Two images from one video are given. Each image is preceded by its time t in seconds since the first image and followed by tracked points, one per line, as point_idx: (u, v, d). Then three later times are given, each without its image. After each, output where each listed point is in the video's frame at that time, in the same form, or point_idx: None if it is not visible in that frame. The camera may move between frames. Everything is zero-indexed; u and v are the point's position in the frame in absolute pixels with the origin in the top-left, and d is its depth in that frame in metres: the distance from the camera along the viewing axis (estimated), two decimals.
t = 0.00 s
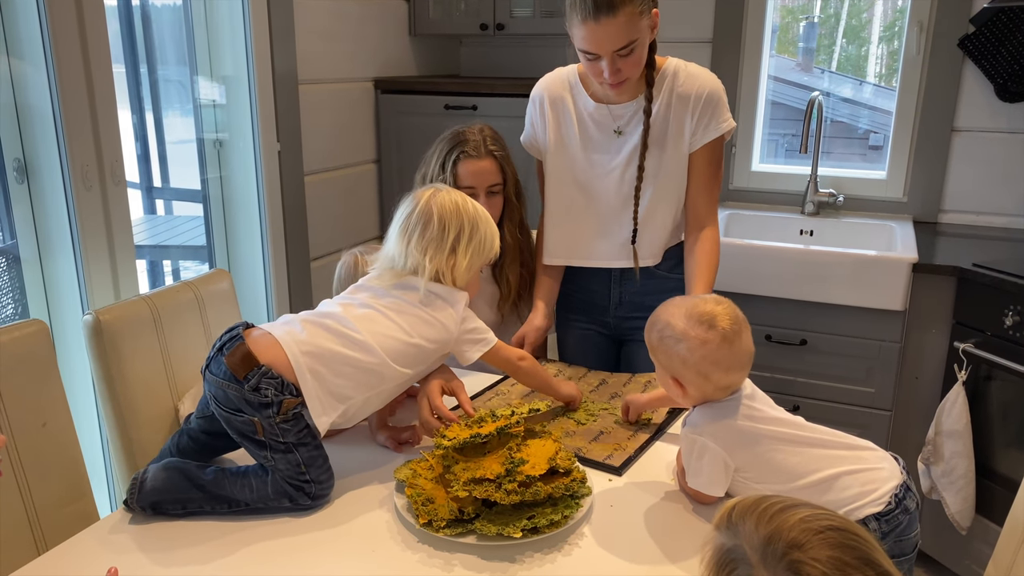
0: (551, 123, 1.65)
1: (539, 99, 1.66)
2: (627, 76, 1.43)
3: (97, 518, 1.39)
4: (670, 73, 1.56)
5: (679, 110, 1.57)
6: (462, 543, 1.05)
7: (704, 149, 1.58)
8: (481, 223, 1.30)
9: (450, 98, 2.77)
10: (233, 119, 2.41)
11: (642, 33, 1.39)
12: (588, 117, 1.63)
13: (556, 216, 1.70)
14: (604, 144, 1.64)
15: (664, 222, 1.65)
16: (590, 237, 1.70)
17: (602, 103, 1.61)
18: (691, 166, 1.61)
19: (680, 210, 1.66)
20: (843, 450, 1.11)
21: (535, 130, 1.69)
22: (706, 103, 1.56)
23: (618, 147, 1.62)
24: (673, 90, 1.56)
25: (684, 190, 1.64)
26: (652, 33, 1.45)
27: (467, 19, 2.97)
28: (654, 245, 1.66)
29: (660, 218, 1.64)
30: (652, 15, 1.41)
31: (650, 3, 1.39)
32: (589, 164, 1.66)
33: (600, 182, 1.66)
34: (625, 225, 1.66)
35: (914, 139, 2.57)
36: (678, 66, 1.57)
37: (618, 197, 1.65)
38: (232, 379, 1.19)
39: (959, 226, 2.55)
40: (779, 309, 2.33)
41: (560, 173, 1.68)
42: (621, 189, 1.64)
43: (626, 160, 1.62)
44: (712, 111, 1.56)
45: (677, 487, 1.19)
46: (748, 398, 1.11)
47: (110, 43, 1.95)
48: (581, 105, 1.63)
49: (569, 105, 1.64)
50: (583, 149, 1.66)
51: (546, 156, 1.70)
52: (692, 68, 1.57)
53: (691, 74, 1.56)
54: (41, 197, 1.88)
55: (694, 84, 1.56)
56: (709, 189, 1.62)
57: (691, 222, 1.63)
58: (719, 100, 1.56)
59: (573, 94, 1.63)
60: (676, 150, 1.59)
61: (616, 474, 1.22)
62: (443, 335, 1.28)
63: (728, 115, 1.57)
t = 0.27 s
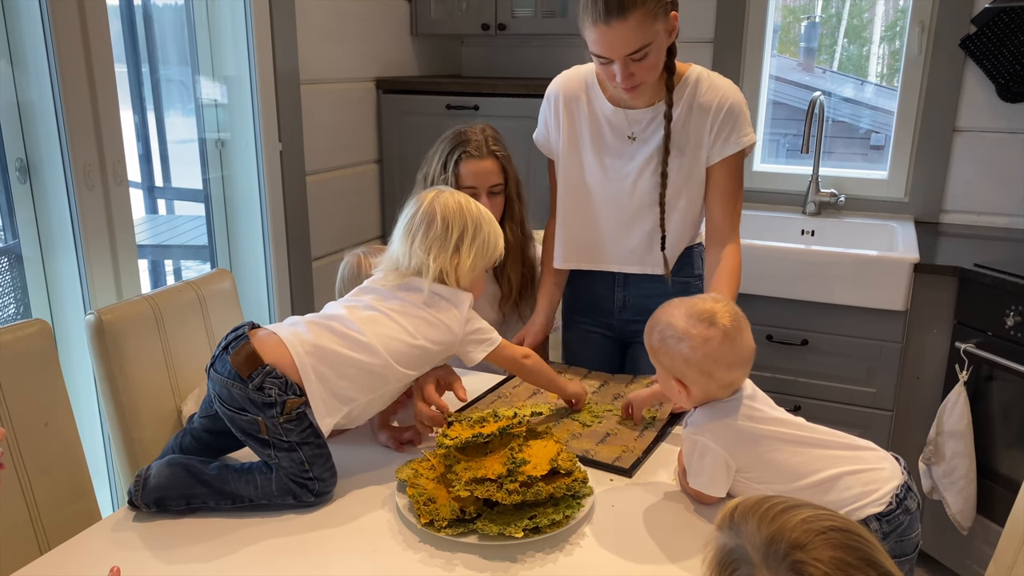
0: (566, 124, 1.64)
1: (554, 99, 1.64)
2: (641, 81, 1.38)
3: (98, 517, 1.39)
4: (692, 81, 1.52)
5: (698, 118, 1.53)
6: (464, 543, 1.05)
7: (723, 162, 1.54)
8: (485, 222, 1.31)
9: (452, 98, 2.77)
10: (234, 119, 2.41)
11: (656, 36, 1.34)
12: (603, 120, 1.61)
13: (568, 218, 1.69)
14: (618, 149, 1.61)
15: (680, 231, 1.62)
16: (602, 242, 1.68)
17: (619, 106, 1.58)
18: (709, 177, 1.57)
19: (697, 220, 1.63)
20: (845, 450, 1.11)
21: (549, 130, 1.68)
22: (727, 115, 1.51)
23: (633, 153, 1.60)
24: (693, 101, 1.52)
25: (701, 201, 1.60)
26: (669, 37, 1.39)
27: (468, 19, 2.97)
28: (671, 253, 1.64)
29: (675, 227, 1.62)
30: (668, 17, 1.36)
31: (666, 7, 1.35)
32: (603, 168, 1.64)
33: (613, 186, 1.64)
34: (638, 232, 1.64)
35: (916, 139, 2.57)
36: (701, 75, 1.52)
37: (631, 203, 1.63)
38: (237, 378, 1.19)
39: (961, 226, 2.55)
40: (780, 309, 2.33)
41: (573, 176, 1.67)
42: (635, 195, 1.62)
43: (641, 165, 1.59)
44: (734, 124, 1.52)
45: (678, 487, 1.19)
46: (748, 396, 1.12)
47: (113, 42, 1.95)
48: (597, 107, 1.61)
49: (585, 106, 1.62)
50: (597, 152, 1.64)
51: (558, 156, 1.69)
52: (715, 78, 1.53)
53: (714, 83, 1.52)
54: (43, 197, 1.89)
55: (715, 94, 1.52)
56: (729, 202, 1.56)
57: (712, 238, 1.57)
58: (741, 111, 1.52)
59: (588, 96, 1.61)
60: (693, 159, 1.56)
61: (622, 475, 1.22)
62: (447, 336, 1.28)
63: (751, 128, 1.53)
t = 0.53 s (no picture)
0: (579, 126, 1.61)
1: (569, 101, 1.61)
2: (655, 91, 1.37)
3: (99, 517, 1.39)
4: (710, 93, 1.49)
5: (714, 131, 1.50)
6: (465, 543, 1.05)
7: (737, 177, 1.52)
8: (489, 224, 1.32)
9: (453, 98, 2.78)
10: (235, 119, 2.41)
11: (671, 46, 1.33)
12: (618, 127, 1.58)
13: (578, 223, 1.67)
14: (632, 157, 1.58)
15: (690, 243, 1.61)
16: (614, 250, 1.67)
17: (634, 112, 1.55)
18: (722, 192, 1.55)
19: (706, 231, 1.62)
20: (846, 450, 1.11)
21: (562, 131, 1.67)
22: (744, 130, 1.48)
23: (646, 161, 1.57)
24: (711, 113, 1.50)
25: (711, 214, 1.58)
26: (686, 47, 1.38)
27: (469, 19, 2.97)
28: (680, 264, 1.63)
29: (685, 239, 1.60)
30: (685, 28, 1.36)
31: (683, 18, 1.34)
32: (614, 174, 1.61)
33: (623, 193, 1.61)
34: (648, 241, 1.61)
35: (917, 139, 2.57)
36: (720, 87, 1.49)
37: (641, 212, 1.60)
38: (238, 383, 1.19)
39: (962, 227, 2.54)
40: (781, 310, 2.33)
41: (584, 180, 1.65)
42: (646, 204, 1.60)
43: (654, 175, 1.56)
44: (751, 139, 1.49)
45: (679, 487, 1.19)
46: (748, 396, 1.12)
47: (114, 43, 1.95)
48: (612, 112, 1.58)
49: (599, 109, 1.59)
50: (609, 157, 1.61)
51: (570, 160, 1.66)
52: (733, 91, 1.50)
53: (733, 96, 1.49)
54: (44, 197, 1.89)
55: (733, 107, 1.48)
56: (741, 219, 1.54)
57: (723, 255, 1.54)
58: (758, 126, 1.49)
59: (604, 100, 1.58)
60: (706, 172, 1.54)
61: (617, 480, 1.21)
62: (450, 339, 1.28)
63: (767, 144, 1.50)
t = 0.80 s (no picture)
0: (590, 134, 1.58)
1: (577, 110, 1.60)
2: (658, 100, 1.38)
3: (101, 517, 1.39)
4: (719, 97, 1.49)
5: (724, 136, 1.51)
6: (467, 543, 1.05)
7: (747, 182, 1.52)
8: (487, 220, 1.33)
9: (454, 99, 2.78)
10: (236, 119, 2.42)
11: (675, 55, 1.34)
12: (627, 133, 1.57)
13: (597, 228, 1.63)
14: (642, 163, 1.58)
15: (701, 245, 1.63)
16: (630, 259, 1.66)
17: (642, 119, 1.55)
18: (732, 196, 1.55)
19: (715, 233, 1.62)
20: (847, 451, 1.11)
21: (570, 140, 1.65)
22: (754, 133, 1.48)
23: (656, 167, 1.57)
24: (720, 117, 1.50)
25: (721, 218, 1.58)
26: (691, 56, 1.39)
27: (470, 19, 2.98)
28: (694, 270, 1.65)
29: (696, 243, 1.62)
30: (689, 38, 1.36)
31: (688, 27, 1.34)
32: (626, 182, 1.60)
33: (635, 200, 1.61)
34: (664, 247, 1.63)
35: (917, 139, 2.57)
36: (729, 91, 1.49)
37: (653, 219, 1.60)
38: (237, 388, 1.19)
39: (962, 227, 2.55)
40: (782, 310, 2.33)
41: (600, 191, 1.61)
42: (658, 211, 1.59)
43: (665, 181, 1.56)
44: (761, 142, 1.49)
45: (680, 487, 1.19)
46: (748, 395, 1.12)
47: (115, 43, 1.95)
48: (621, 119, 1.57)
49: (607, 117, 1.58)
50: (620, 166, 1.60)
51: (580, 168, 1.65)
52: (742, 94, 1.50)
53: (743, 101, 1.49)
54: (45, 197, 1.89)
55: (743, 111, 1.49)
56: (751, 222, 1.54)
57: (734, 259, 1.54)
58: (768, 130, 1.50)
59: (612, 107, 1.57)
60: (717, 177, 1.54)
61: (622, 481, 1.21)
62: (452, 337, 1.28)
63: (777, 147, 1.50)
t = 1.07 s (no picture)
0: (592, 131, 1.59)
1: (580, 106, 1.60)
2: (655, 98, 1.38)
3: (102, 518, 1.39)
4: (723, 97, 1.48)
5: (727, 135, 1.50)
6: (467, 543, 1.05)
7: (748, 182, 1.52)
8: (479, 215, 1.33)
9: (454, 99, 2.78)
10: (237, 119, 2.42)
11: (671, 56, 1.33)
12: (630, 130, 1.57)
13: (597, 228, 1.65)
14: (643, 160, 1.58)
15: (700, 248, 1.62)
16: (630, 257, 1.66)
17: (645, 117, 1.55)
18: (733, 197, 1.55)
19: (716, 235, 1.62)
20: (848, 451, 1.11)
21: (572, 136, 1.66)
22: (757, 134, 1.48)
23: (658, 165, 1.57)
24: (723, 116, 1.49)
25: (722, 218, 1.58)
26: (691, 59, 1.38)
27: (470, 19, 2.97)
28: (691, 272, 1.66)
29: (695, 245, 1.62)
30: (689, 39, 1.35)
31: (688, 32, 1.34)
32: (627, 179, 1.60)
33: (636, 199, 1.61)
34: (663, 247, 1.63)
35: (918, 139, 2.57)
36: (733, 91, 1.49)
37: (654, 218, 1.60)
38: (233, 390, 1.19)
39: (963, 227, 2.54)
40: (783, 310, 2.33)
41: (601, 188, 1.62)
42: (659, 210, 1.59)
43: (666, 179, 1.56)
44: (764, 143, 1.49)
45: (681, 488, 1.19)
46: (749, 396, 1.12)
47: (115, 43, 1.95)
48: (624, 116, 1.57)
49: (610, 114, 1.58)
50: (621, 163, 1.60)
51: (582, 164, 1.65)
52: (746, 95, 1.50)
53: (746, 100, 1.49)
54: (46, 197, 1.89)
55: (746, 111, 1.48)
56: (752, 224, 1.54)
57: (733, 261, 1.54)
58: (770, 131, 1.49)
59: (615, 104, 1.57)
60: (719, 177, 1.54)
61: (622, 481, 1.21)
62: (448, 332, 1.27)
63: (779, 149, 1.50)
